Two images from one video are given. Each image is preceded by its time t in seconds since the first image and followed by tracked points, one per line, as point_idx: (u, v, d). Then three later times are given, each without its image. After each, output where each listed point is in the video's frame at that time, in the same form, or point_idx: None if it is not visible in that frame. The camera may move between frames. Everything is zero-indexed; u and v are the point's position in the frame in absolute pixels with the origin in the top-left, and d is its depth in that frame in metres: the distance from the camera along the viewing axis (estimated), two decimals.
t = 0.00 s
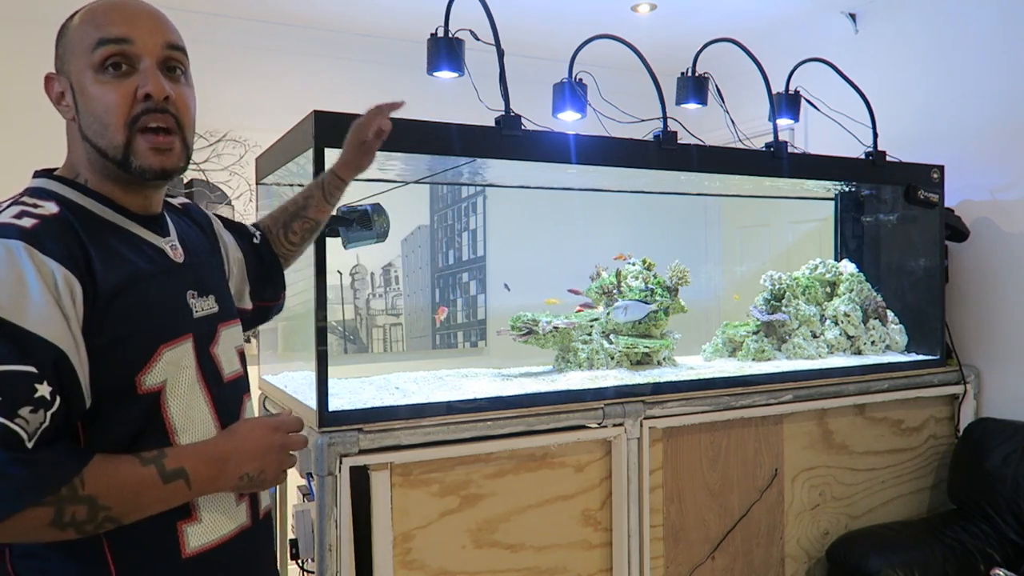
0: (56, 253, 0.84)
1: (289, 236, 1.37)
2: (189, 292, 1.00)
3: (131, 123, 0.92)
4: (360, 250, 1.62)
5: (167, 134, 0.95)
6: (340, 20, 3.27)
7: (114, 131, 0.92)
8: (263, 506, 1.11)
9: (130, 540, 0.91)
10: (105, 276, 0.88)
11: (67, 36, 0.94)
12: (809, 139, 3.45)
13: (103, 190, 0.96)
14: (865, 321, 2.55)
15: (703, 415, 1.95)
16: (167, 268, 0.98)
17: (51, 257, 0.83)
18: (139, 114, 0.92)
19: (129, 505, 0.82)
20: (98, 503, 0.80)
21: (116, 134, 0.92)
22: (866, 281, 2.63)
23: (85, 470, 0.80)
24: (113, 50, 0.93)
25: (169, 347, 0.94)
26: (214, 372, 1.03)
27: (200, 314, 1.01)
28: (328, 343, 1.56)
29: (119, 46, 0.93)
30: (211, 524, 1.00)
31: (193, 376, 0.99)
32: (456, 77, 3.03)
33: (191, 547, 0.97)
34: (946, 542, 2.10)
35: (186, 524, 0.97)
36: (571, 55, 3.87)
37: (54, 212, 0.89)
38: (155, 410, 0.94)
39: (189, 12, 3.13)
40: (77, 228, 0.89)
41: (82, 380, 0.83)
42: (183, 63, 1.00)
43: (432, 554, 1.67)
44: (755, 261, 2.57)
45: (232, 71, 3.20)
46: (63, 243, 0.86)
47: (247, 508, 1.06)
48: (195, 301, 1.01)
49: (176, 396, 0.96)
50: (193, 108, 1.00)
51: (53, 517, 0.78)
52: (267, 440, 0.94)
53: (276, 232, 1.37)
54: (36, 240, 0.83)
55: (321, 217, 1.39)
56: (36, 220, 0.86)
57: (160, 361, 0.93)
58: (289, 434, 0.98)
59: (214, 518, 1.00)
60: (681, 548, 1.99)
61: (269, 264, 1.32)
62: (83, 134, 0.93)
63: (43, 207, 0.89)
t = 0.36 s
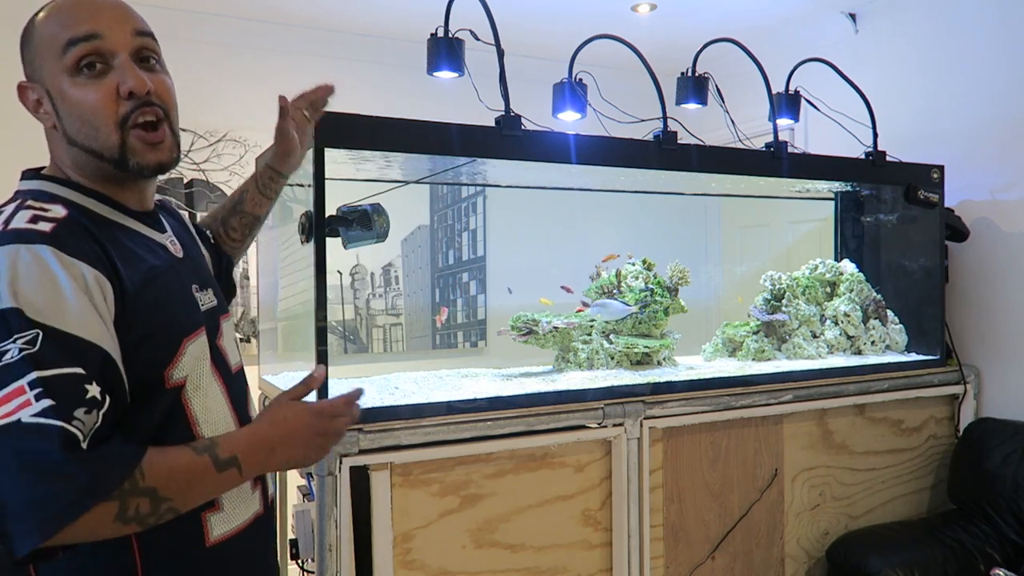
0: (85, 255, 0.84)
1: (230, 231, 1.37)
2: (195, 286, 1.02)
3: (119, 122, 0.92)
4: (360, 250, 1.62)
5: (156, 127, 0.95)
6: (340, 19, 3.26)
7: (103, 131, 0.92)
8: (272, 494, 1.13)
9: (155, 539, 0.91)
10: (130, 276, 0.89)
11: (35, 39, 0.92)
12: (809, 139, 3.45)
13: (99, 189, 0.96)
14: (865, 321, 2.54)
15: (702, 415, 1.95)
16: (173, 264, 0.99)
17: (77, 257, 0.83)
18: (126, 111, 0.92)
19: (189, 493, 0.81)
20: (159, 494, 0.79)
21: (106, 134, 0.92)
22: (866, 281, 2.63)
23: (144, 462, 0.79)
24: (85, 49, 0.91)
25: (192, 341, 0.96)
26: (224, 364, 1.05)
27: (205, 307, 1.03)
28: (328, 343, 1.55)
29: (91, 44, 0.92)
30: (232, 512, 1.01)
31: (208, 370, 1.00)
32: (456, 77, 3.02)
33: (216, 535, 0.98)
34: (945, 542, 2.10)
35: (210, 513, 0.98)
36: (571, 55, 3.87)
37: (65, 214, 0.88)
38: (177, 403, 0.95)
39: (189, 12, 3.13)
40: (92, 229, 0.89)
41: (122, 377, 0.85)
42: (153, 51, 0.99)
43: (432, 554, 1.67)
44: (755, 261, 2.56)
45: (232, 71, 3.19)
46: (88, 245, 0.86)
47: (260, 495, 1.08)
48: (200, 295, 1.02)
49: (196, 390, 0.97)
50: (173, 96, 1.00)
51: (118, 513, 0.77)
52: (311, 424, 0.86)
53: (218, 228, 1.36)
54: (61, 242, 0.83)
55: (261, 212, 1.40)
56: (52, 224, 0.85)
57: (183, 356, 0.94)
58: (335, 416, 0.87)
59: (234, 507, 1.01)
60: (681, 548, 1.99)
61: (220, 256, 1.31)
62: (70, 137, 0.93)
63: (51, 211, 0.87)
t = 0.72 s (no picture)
0: (58, 250, 0.83)
1: (267, 255, 1.37)
2: (185, 289, 1.01)
3: (112, 127, 0.92)
4: (360, 250, 1.62)
5: (150, 137, 0.95)
6: (340, 19, 3.26)
7: (95, 135, 0.92)
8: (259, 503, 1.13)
9: (130, 540, 0.91)
10: (105, 273, 0.88)
11: (51, 37, 0.94)
12: (809, 139, 3.45)
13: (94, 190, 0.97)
14: (865, 321, 2.54)
15: (702, 416, 1.95)
16: (163, 265, 0.99)
17: (44, 257, 0.81)
18: (120, 119, 0.92)
19: (99, 524, 0.73)
20: (58, 519, 0.71)
21: (98, 138, 0.92)
22: (866, 281, 2.63)
23: (46, 481, 0.72)
24: (92, 53, 0.92)
25: (168, 343, 0.95)
26: (213, 369, 1.05)
27: (198, 311, 1.02)
28: (328, 343, 1.55)
29: (98, 49, 0.92)
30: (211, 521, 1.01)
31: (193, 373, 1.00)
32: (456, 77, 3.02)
33: (192, 544, 0.98)
34: (946, 542, 2.09)
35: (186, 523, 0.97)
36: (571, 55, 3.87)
37: (48, 211, 0.87)
38: (155, 405, 0.94)
39: (189, 12, 3.13)
40: (71, 224, 0.88)
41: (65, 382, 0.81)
42: (166, 61, 0.99)
43: (432, 554, 1.67)
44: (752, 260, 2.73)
45: (232, 71, 3.19)
46: (64, 242, 0.85)
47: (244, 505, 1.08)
48: (191, 298, 1.02)
49: (175, 393, 0.96)
50: (179, 108, 0.99)
51: (9, 528, 0.71)
52: (258, 495, 0.75)
53: (255, 248, 1.37)
54: (30, 237, 0.81)
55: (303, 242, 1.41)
56: (27, 219, 0.83)
57: (158, 357, 0.94)
58: (292, 495, 0.77)
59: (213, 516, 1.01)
60: (681, 547, 1.99)
61: (245, 282, 1.33)
62: (70, 136, 0.94)
63: (35, 206, 0.86)
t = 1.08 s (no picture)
0: (61, 254, 0.84)
1: (275, 252, 1.38)
2: (189, 293, 1.00)
3: (135, 135, 0.93)
4: (360, 250, 1.61)
5: (171, 149, 0.94)
6: (340, 19, 3.26)
7: (117, 140, 0.93)
8: (255, 508, 1.12)
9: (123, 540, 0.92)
10: (107, 277, 0.89)
11: (91, 40, 0.95)
12: (809, 139, 3.45)
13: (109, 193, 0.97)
14: (865, 321, 2.54)
15: (702, 416, 1.95)
16: (169, 269, 0.98)
17: (48, 260, 0.82)
18: (144, 128, 0.93)
19: (91, 479, 0.74)
20: (52, 481, 0.73)
21: (119, 143, 0.92)
22: (866, 281, 2.63)
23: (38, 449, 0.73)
24: (128, 62, 0.93)
25: (167, 349, 0.95)
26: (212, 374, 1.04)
27: (200, 316, 1.01)
28: (328, 344, 1.54)
29: (134, 59, 0.93)
30: (206, 525, 1.00)
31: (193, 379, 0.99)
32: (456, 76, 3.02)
33: (186, 547, 0.97)
34: (946, 542, 2.09)
35: (180, 525, 0.97)
36: (571, 55, 3.87)
37: (55, 211, 0.88)
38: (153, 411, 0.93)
39: (188, 12, 3.12)
40: (77, 226, 0.89)
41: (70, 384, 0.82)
42: (201, 78, 1.00)
43: (432, 554, 1.67)
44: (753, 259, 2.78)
45: (232, 71, 3.19)
46: (68, 246, 0.86)
47: (240, 510, 1.07)
48: (195, 302, 1.01)
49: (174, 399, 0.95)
50: (205, 125, 0.99)
51: (8, 499, 0.72)
52: (234, 402, 0.72)
53: (261, 246, 1.37)
54: (33, 236, 0.82)
55: (308, 232, 1.41)
56: (35, 219, 0.84)
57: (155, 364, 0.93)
58: (268, 391, 0.73)
59: (209, 519, 1.01)
60: (681, 547, 1.99)
61: (261, 280, 1.33)
62: (93, 139, 0.94)
63: (45, 206, 0.88)
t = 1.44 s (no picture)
0: (120, 249, 0.87)
1: (263, 208, 1.41)
2: (217, 290, 1.03)
3: (188, 134, 0.95)
4: (360, 250, 1.61)
5: (220, 150, 0.97)
6: (340, 19, 3.26)
7: (170, 139, 0.94)
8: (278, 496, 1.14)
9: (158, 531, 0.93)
10: (158, 272, 0.91)
11: (140, 41, 0.97)
12: (809, 139, 3.45)
13: (146, 191, 0.98)
14: (865, 321, 2.54)
15: (703, 415, 1.95)
16: (199, 266, 1.00)
17: (115, 259, 0.85)
18: (196, 128, 0.95)
19: (169, 469, 0.80)
20: (137, 471, 0.78)
21: (172, 142, 0.94)
22: (866, 281, 2.62)
23: (121, 440, 0.77)
24: (182, 64, 0.95)
25: (208, 344, 0.97)
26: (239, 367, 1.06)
27: (227, 311, 1.04)
28: (328, 344, 1.52)
29: (189, 62, 0.96)
30: (239, 514, 1.02)
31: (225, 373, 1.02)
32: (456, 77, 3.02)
33: (222, 535, 0.99)
34: (946, 542, 2.09)
35: (218, 513, 0.99)
36: (571, 55, 3.87)
37: (103, 207, 0.90)
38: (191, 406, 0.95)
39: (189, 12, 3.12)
40: (126, 223, 0.91)
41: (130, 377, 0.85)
42: (244, 83, 1.03)
43: (432, 554, 1.67)
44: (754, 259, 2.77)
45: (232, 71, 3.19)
46: (125, 243, 0.88)
47: (267, 498, 1.09)
48: (222, 299, 1.03)
49: (211, 391, 0.98)
50: (247, 129, 1.03)
51: (93, 489, 0.76)
52: (299, 389, 0.84)
53: (250, 207, 1.40)
54: (92, 233, 0.85)
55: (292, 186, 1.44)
56: (90, 216, 0.87)
57: (198, 357, 0.96)
58: (326, 377, 0.86)
59: (242, 508, 1.03)
60: (681, 547, 1.99)
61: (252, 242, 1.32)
62: (138, 138, 0.95)
63: (92, 203, 0.89)
